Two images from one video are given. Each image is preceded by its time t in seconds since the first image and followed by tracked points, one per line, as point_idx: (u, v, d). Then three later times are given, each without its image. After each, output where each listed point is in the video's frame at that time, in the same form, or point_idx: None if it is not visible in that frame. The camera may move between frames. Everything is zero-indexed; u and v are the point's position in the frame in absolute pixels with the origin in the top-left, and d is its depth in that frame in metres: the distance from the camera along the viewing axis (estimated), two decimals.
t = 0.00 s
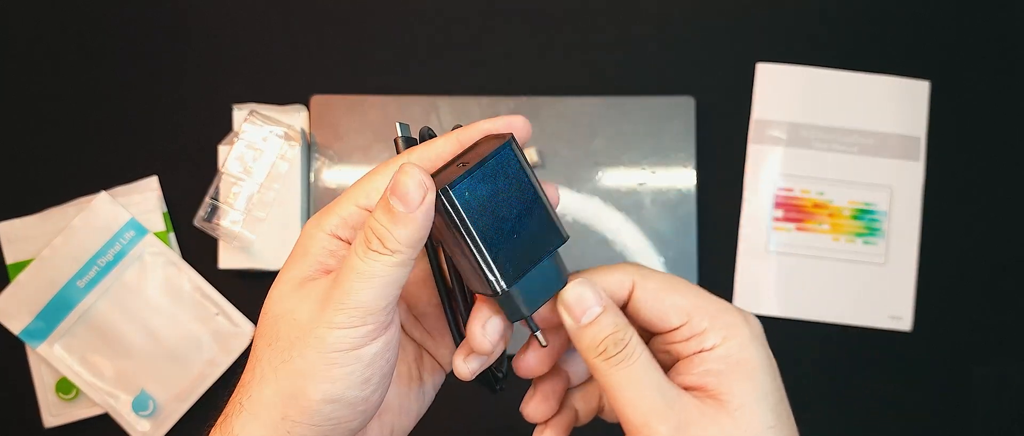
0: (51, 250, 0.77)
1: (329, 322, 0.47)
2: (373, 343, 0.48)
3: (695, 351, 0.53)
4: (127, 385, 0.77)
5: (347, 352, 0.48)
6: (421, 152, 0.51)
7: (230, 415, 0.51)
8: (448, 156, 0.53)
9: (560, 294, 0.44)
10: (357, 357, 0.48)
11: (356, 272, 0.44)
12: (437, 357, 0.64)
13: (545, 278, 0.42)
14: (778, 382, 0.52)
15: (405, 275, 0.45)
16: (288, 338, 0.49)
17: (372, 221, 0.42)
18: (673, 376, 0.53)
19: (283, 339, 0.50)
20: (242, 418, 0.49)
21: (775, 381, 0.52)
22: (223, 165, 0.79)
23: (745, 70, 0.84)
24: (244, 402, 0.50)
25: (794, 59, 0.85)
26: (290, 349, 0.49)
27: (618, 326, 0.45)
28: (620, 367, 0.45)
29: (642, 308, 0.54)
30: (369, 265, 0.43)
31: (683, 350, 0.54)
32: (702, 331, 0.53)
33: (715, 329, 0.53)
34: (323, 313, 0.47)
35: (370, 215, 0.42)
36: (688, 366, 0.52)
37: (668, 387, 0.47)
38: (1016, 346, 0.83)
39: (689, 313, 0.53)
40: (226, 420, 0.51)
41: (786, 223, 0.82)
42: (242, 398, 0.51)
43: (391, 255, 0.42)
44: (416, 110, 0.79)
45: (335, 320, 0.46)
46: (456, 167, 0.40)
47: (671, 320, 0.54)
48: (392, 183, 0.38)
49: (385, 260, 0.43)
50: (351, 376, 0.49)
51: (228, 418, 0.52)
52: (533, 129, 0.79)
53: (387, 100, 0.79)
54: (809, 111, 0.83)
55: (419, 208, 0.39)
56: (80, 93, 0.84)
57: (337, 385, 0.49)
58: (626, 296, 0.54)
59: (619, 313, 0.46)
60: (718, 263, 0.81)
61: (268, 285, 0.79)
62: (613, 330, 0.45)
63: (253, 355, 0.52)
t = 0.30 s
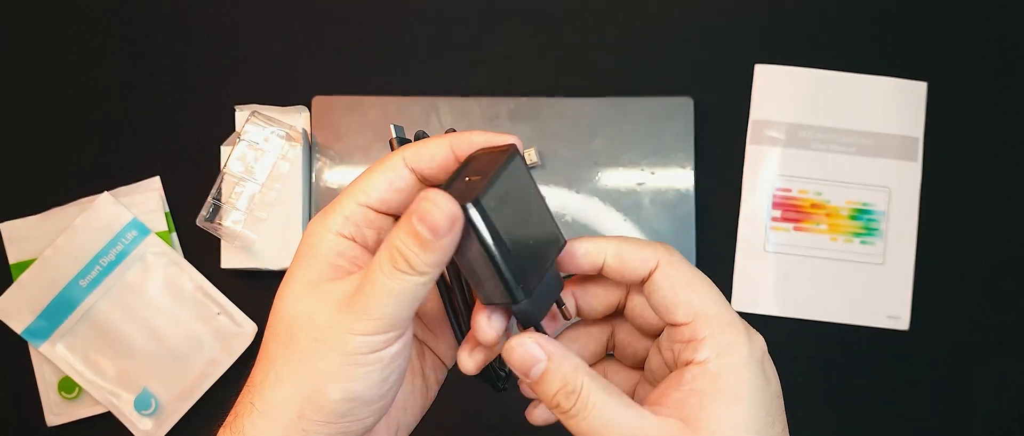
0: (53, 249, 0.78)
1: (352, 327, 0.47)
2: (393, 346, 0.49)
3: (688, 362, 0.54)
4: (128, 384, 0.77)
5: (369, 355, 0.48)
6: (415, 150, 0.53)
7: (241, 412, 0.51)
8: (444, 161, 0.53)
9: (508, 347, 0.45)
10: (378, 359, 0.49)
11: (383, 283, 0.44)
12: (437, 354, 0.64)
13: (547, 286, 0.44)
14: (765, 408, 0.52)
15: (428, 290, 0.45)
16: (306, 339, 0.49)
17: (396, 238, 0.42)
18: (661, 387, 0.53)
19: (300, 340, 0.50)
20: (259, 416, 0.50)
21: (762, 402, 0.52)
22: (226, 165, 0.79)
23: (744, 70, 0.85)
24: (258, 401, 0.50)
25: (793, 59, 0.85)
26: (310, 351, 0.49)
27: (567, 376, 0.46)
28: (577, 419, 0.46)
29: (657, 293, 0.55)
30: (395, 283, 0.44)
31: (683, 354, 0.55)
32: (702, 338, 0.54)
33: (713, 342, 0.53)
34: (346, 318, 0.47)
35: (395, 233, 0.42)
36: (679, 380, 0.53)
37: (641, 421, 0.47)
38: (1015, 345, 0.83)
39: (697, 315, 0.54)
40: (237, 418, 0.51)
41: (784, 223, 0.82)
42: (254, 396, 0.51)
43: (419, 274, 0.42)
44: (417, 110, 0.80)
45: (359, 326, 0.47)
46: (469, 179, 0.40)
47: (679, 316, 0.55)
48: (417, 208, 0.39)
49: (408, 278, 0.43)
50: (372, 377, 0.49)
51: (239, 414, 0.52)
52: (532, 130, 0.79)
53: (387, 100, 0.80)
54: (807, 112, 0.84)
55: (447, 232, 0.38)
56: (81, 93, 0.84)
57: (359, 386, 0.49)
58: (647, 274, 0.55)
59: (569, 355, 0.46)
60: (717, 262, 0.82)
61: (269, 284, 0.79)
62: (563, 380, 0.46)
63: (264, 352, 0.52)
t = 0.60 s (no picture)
0: (53, 250, 0.78)
1: (338, 338, 0.47)
2: (376, 355, 0.50)
3: (689, 338, 0.55)
4: (129, 384, 0.77)
5: (353, 364, 0.49)
6: (411, 153, 0.53)
7: (225, 416, 0.51)
8: (440, 163, 0.53)
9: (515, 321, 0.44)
10: (361, 367, 0.49)
11: (368, 294, 0.44)
12: (426, 352, 0.64)
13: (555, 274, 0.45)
14: (766, 384, 0.54)
15: (412, 304, 0.44)
16: (290, 347, 0.49)
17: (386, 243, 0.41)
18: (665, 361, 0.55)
19: (283, 347, 0.49)
20: (241, 421, 0.50)
21: (763, 380, 0.53)
22: (226, 165, 0.79)
23: (744, 71, 0.85)
24: (242, 406, 0.50)
25: (793, 60, 0.85)
26: (293, 359, 0.49)
27: (575, 345, 0.46)
28: (584, 384, 0.47)
29: (651, 280, 0.57)
30: (379, 294, 0.43)
31: (683, 333, 0.56)
32: (703, 317, 0.55)
33: (713, 320, 0.55)
34: (330, 328, 0.47)
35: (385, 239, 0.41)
36: (682, 356, 0.54)
37: (646, 387, 0.49)
38: (1016, 346, 0.83)
39: (695, 296, 0.56)
40: (221, 422, 0.51)
41: (784, 223, 0.83)
42: (237, 400, 0.51)
43: (403, 286, 0.42)
44: (417, 110, 0.80)
45: (345, 337, 0.47)
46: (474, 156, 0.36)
47: (677, 298, 0.57)
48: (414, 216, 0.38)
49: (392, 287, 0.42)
50: (355, 384, 0.50)
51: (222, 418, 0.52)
52: (532, 130, 0.80)
53: (387, 101, 0.80)
54: (807, 112, 0.84)
55: (446, 240, 0.38)
56: (80, 93, 0.84)
57: (342, 392, 0.50)
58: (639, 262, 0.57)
59: (578, 326, 0.46)
60: (717, 262, 0.82)
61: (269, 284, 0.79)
62: (571, 349, 0.46)
63: (250, 357, 0.52)
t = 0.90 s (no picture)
0: (52, 250, 0.78)
1: (344, 329, 0.47)
2: (382, 346, 0.50)
3: (669, 350, 0.55)
4: (129, 384, 0.77)
5: (360, 356, 0.49)
6: (410, 157, 0.55)
7: (221, 413, 0.51)
8: (438, 168, 0.55)
9: (559, 289, 0.46)
10: (366, 360, 0.49)
11: (378, 282, 0.45)
12: (414, 350, 0.64)
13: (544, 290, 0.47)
14: (752, 382, 0.54)
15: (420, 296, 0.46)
16: (292, 340, 0.49)
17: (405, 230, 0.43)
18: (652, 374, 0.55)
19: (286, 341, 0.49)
20: (240, 416, 0.49)
21: (750, 381, 0.53)
22: (225, 165, 0.78)
23: (744, 71, 0.84)
24: (240, 401, 0.50)
25: (792, 60, 0.85)
26: (296, 352, 0.48)
27: (610, 328, 0.48)
28: (606, 367, 0.49)
29: (623, 301, 0.56)
30: (392, 281, 0.44)
31: (661, 347, 0.56)
32: (680, 328, 0.55)
33: (692, 330, 0.54)
34: (337, 320, 0.47)
35: (404, 227, 0.43)
36: (664, 367, 0.54)
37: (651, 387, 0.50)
38: (1015, 346, 0.83)
39: (667, 309, 0.56)
40: (216, 418, 0.51)
41: (785, 223, 0.82)
42: (235, 395, 0.50)
43: (415, 274, 0.44)
44: (417, 110, 0.80)
45: (351, 327, 0.47)
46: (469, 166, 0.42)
47: (649, 315, 0.56)
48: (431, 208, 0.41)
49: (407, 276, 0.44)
50: (360, 377, 0.50)
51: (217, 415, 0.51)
52: (532, 129, 0.79)
53: (387, 100, 0.80)
54: (807, 112, 0.84)
55: (461, 234, 0.41)
56: (81, 93, 0.84)
57: (347, 386, 0.50)
58: (607, 284, 0.56)
59: (613, 312, 0.48)
60: (717, 262, 0.82)
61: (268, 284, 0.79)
62: (603, 331, 0.48)
63: (246, 351, 0.51)
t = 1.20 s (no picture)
0: (52, 250, 0.78)
1: (329, 330, 0.47)
2: (366, 348, 0.50)
3: (657, 358, 0.55)
4: (128, 385, 0.77)
5: (344, 357, 0.49)
6: (397, 164, 0.54)
7: (203, 412, 0.50)
8: (425, 177, 0.54)
9: (547, 293, 0.46)
10: (350, 360, 0.49)
11: (365, 284, 0.45)
12: (396, 355, 0.64)
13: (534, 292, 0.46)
14: (736, 388, 0.54)
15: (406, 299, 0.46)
16: (276, 340, 0.49)
17: (394, 232, 0.42)
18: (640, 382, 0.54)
19: (270, 341, 0.49)
20: (221, 415, 0.49)
21: (736, 386, 0.54)
22: (225, 165, 0.78)
23: (745, 71, 0.84)
24: (223, 400, 0.49)
25: (793, 60, 0.85)
26: (280, 351, 0.48)
27: (598, 331, 0.47)
28: (596, 370, 0.48)
29: (611, 309, 0.56)
30: (379, 283, 0.44)
31: (648, 355, 0.56)
32: (666, 336, 0.55)
33: (679, 337, 0.55)
34: (322, 321, 0.47)
35: (394, 229, 0.43)
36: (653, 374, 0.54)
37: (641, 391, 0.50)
38: (1016, 347, 0.83)
39: (654, 318, 0.55)
40: (198, 418, 0.50)
41: (786, 223, 0.82)
42: (217, 395, 0.50)
43: (404, 278, 0.43)
44: (417, 110, 0.79)
45: (338, 328, 0.47)
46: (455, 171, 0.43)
47: (637, 323, 0.56)
48: (421, 211, 0.41)
49: (396, 280, 0.44)
50: (344, 377, 0.50)
51: (198, 415, 0.51)
52: (532, 129, 0.79)
53: (387, 100, 0.80)
54: (808, 112, 0.83)
55: (451, 237, 0.41)
56: (80, 93, 0.84)
57: (332, 386, 0.50)
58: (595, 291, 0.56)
59: (599, 316, 0.48)
60: (717, 263, 0.82)
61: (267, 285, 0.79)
62: (592, 335, 0.47)
63: (228, 350, 0.51)
